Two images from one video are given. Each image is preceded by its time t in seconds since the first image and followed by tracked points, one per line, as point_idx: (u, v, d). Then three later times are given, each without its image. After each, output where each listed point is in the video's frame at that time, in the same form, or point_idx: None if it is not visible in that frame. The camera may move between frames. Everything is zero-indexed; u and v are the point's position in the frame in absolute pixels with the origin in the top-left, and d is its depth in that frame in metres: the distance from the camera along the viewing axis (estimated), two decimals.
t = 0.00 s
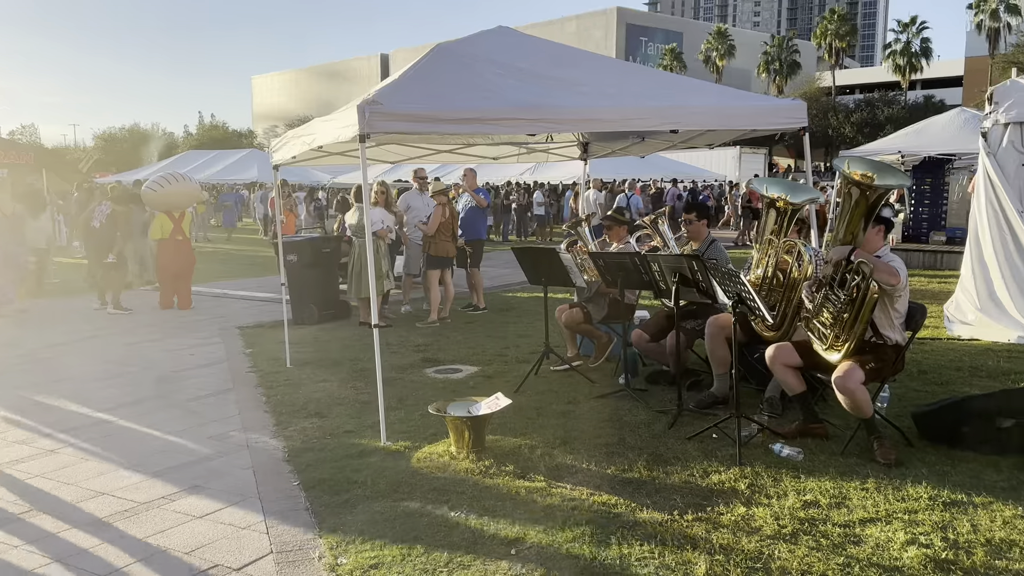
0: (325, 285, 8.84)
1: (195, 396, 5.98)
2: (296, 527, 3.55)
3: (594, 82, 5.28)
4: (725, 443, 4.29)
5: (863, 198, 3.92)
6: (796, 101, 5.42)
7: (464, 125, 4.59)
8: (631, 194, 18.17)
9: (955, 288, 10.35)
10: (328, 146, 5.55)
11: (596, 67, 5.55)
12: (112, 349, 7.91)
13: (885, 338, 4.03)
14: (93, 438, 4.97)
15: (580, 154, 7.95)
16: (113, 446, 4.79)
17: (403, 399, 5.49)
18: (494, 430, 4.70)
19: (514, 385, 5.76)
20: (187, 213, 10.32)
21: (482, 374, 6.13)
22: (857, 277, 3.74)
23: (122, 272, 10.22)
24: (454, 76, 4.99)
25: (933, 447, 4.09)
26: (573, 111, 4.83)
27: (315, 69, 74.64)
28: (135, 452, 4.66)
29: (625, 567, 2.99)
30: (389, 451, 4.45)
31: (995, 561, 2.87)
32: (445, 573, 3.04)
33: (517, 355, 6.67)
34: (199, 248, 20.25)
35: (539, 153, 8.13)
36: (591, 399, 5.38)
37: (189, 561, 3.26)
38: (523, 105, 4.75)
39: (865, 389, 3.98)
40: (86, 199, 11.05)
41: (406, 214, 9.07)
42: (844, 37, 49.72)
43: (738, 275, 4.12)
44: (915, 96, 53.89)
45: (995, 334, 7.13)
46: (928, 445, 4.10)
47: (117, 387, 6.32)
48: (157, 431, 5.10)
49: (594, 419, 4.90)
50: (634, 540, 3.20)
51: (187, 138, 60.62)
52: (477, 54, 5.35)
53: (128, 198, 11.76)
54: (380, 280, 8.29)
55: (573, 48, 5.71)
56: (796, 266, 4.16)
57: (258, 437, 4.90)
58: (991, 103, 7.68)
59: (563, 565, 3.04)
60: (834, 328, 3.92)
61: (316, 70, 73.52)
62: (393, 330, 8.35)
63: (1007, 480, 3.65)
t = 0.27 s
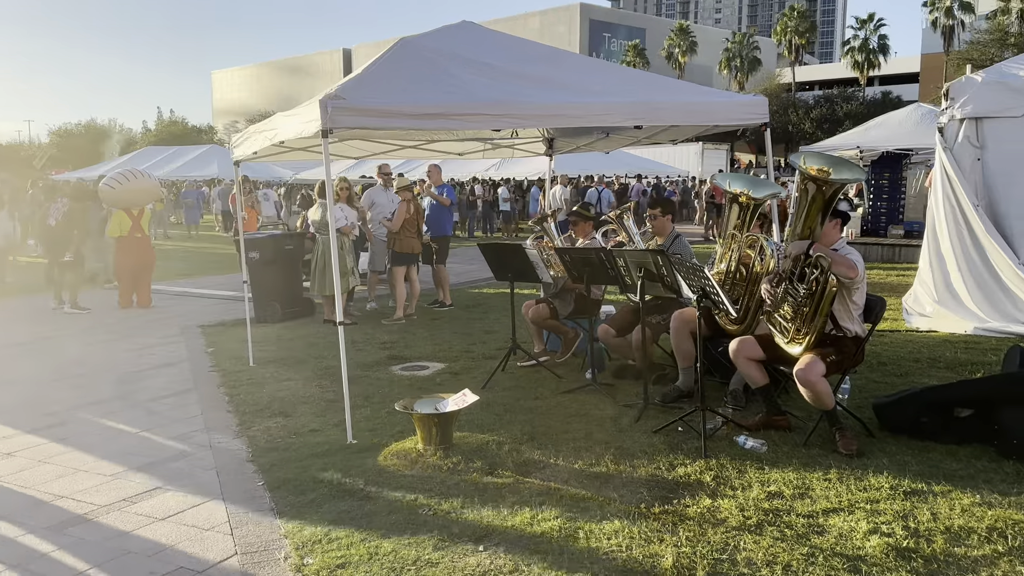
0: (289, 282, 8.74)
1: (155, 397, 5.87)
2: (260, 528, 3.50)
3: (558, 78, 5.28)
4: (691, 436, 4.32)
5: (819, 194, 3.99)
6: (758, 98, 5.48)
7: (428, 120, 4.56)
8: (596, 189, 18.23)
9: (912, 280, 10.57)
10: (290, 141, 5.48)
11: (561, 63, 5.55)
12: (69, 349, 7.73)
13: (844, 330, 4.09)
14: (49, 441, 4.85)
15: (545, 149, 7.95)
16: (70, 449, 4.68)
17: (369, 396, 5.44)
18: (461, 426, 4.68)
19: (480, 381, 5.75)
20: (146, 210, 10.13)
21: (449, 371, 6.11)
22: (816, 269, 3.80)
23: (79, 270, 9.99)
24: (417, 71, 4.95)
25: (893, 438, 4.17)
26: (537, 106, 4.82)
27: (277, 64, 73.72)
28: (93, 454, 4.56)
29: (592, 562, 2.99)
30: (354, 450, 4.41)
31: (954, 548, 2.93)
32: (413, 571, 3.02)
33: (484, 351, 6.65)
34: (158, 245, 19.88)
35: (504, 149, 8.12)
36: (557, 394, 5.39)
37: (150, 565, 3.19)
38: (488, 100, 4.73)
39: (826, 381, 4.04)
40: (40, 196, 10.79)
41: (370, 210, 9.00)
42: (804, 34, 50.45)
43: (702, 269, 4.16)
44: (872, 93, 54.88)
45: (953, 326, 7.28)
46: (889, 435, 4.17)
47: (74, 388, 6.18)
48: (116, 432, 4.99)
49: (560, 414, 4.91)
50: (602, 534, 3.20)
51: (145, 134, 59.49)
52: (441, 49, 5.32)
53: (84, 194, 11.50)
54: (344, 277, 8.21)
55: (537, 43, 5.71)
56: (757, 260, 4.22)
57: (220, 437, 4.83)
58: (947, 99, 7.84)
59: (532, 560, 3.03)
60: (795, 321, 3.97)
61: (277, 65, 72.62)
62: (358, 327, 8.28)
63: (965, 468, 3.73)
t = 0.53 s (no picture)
0: (255, 280, 8.64)
1: (118, 397, 5.76)
2: (226, 529, 3.45)
3: (526, 73, 5.26)
4: (660, 429, 4.35)
5: (786, 187, 3.99)
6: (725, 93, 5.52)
7: (395, 115, 4.52)
8: (566, 185, 18.28)
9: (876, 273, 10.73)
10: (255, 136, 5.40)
11: (529, 58, 5.54)
12: (29, 349, 7.57)
13: (810, 323, 4.13)
14: (8, 444, 4.74)
15: (514, 145, 7.94)
16: (30, 452, 4.57)
17: (337, 394, 5.40)
18: (431, 423, 4.66)
19: (450, 378, 5.73)
20: (110, 207, 9.95)
21: (419, 367, 6.07)
22: (782, 263, 3.82)
23: (39, 269, 9.79)
24: (384, 65, 4.90)
25: (859, 429, 4.22)
26: (505, 101, 4.80)
27: (243, 59, 72.83)
28: (54, 457, 4.47)
29: (562, 556, 2.99)
30: (323, 448, 4.37)
31: (917, 537, 2.97)
32: (382, 569, 3.00)
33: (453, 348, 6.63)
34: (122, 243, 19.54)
35: (473, 145, 8.09)
36: (528, 389, 5.39)
37: (114, 568, 3.13)
38: (456, 95, 4.70)
39: (793, 374, 4.08)
40: None
41: (338, 206, 8.92)
42: (770, 30, 50.98)
43: (670, 264, 4.17)
44: (837, 88, 55.66)
45: (916, 318, 7.42)
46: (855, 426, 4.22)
47: (34, 389, 6.05)
48: (77, 434, 4.89)
49: (530, 410, 4.91)
50: (572, 528, 3.20)
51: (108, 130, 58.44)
52: (408, 43, 5.28)
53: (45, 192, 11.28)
54: (312, 274, 8.14)
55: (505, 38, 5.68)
56: (725, 254, 4.24)
57: (186, 438, 4.75)
58: (911, 94, 7.98)
59: (502, 556, 3.02)
60: (762, 315, 4.00)
61: (243, 60, 71.73)
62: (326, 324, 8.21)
63: (929, 458, 3.79)
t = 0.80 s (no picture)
0: (227, 278, 8.54)
1: (87, 398, 5.66)
2: (198, 530, 3.40)
3: (500, 68, 5.24)
4: (635, 424, 4.35)
5: (762, 182, 4.01)
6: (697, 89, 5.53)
7: (367, 110, 4.47)
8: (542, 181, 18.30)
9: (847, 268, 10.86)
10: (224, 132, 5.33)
11: (502, 53, 5.52)
12: None
13: (783, 318, 4.16)
14: None
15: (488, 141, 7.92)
16: None
17: (311, 393, 5.35)
18: (406, 421, 4.63)
19: (426, 375, 5.70)
20: (78, 205, 9.79)
21: (393, 365, 6.04)
22: (756, 258, 3.84)
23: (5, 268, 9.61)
24: (356, 60, 4.86)
25: (831, 422, 4.26)
26: (478, 97, 4.78)
27: (214, 55, 71.99)
28: (21, 460, 4.38)
29: (537, 553, 2.98)
30: (296, 447, 4.33)
31: (888, 529, 3.00)
32: (357, 569, 2.97)
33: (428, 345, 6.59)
34: (91, 241, 19.23)
35: (447, 140, 8.06)
36: (503, 386, 5.37)
37: (83, 572, 3.06)
38: (428, 90, 4.67)
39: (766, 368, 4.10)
40: None
41: (311, 203, 8.85)
42: (743, 27, 51.33)
43: (644, 259, 4.17)
44: (809, 85, 56.21)
45: (887, 311, 7.50)
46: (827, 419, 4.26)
47: None
48: (44, 435, 4.80)
49: (506, 406, 4.89)
50: (547, 525, 3.19)
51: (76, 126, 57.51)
52: (380, 38, 5.23)
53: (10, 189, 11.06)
54: (285, 272, 8.06)
55: (478, 34, 5.66)
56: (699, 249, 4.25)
57: (156, 438, 4.68)
58: (880, 91, 8.06)
59: (477, 553, 3.01)
60: (735, 310, 4.01)
61: (215, 55, 70.92)
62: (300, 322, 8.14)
63: (900, 450, 3.83)
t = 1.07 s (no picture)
0: (205, 276, 8.46)
1: (62, 399, 5.59)
2: (174, 532, 3.36)
3: (478, 65, 5.22)
4: (615, 421, 4.35)
5: (739, 179, 4.03)
6: (674, 86, 5.54)
7: (345, 107, 4.44)
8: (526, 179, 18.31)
9: (825, 264, 10.95)
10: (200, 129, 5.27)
11: (480, 50, 5.50)
12: None
13: (761, 314, 4.18)
14: None
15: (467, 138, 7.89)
16: None
17: (290, 392, 5.31)
18: (386, 420, 4.60)
19: (405, 373, 5.68)
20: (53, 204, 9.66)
21: (373, 364, 6.01)
22: (733, 254, 3.85)
23: None
24: (333, 57, 4.82)
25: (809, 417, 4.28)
26: (457, 94, 4.76)
27: (192, 52, 71.33)
28: None
29: (517, 550, 2.97)
30: (275, 447, 4.29)
31: (864, 523, 3.02)
32: (335, 569, 2.95)
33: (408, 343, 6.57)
34: (67, 241, 18.98)
35: (425, 138, 8.03)
36: (483, 384, 5.36)
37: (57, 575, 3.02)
38: (406, 87, 4.64)
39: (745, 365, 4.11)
40: None
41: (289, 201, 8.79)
42: (722, 24, 51.55)
43: (623, 256, 4.17)
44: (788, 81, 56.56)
45: (864, 307, 7.58)
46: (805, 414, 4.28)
47: None
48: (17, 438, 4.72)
49: (486, 404, 4.88)
50: (526, 523, 3.18)
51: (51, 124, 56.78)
52: (358, 35, 5.19)
53: None
54: (264, 271, 8.00)
55: (456, 31, 5.63)
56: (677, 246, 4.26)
57: (133, 439, 4.63)
58: (856, 87, 8.10)
59: (456, 552, 3.00)
60: (714, 306, 4.02)
61: (193, 53, 70.27)
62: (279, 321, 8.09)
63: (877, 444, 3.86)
